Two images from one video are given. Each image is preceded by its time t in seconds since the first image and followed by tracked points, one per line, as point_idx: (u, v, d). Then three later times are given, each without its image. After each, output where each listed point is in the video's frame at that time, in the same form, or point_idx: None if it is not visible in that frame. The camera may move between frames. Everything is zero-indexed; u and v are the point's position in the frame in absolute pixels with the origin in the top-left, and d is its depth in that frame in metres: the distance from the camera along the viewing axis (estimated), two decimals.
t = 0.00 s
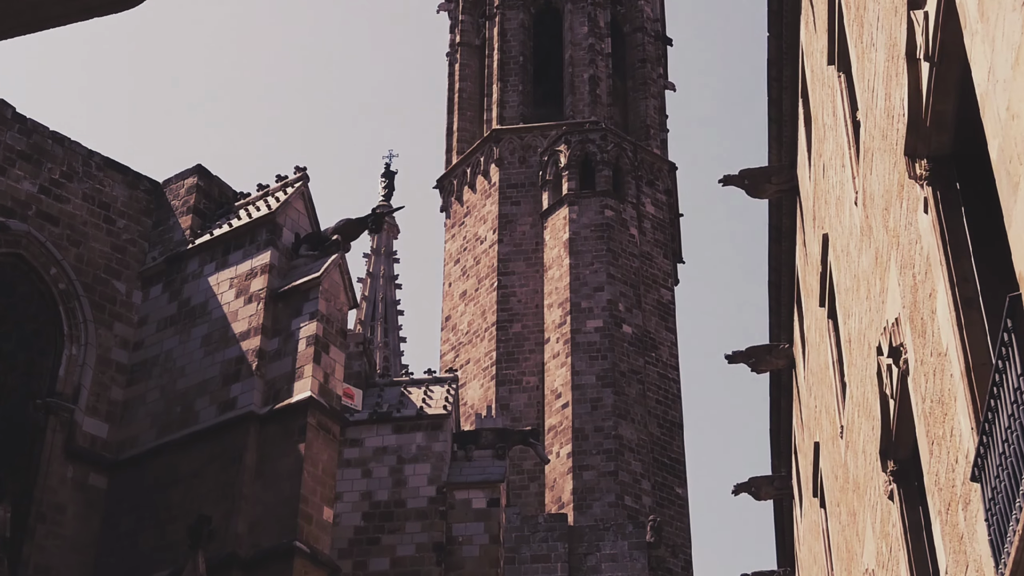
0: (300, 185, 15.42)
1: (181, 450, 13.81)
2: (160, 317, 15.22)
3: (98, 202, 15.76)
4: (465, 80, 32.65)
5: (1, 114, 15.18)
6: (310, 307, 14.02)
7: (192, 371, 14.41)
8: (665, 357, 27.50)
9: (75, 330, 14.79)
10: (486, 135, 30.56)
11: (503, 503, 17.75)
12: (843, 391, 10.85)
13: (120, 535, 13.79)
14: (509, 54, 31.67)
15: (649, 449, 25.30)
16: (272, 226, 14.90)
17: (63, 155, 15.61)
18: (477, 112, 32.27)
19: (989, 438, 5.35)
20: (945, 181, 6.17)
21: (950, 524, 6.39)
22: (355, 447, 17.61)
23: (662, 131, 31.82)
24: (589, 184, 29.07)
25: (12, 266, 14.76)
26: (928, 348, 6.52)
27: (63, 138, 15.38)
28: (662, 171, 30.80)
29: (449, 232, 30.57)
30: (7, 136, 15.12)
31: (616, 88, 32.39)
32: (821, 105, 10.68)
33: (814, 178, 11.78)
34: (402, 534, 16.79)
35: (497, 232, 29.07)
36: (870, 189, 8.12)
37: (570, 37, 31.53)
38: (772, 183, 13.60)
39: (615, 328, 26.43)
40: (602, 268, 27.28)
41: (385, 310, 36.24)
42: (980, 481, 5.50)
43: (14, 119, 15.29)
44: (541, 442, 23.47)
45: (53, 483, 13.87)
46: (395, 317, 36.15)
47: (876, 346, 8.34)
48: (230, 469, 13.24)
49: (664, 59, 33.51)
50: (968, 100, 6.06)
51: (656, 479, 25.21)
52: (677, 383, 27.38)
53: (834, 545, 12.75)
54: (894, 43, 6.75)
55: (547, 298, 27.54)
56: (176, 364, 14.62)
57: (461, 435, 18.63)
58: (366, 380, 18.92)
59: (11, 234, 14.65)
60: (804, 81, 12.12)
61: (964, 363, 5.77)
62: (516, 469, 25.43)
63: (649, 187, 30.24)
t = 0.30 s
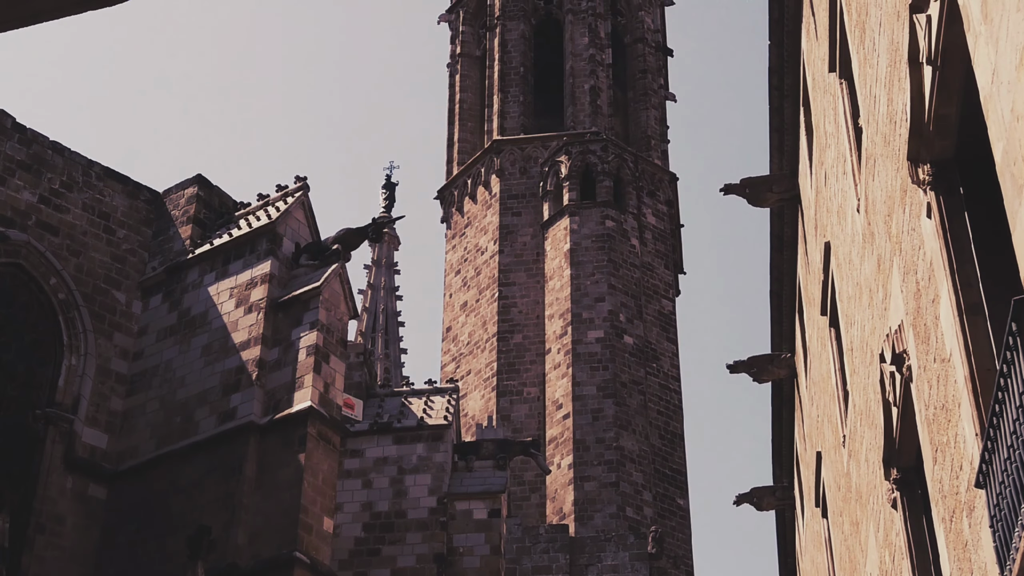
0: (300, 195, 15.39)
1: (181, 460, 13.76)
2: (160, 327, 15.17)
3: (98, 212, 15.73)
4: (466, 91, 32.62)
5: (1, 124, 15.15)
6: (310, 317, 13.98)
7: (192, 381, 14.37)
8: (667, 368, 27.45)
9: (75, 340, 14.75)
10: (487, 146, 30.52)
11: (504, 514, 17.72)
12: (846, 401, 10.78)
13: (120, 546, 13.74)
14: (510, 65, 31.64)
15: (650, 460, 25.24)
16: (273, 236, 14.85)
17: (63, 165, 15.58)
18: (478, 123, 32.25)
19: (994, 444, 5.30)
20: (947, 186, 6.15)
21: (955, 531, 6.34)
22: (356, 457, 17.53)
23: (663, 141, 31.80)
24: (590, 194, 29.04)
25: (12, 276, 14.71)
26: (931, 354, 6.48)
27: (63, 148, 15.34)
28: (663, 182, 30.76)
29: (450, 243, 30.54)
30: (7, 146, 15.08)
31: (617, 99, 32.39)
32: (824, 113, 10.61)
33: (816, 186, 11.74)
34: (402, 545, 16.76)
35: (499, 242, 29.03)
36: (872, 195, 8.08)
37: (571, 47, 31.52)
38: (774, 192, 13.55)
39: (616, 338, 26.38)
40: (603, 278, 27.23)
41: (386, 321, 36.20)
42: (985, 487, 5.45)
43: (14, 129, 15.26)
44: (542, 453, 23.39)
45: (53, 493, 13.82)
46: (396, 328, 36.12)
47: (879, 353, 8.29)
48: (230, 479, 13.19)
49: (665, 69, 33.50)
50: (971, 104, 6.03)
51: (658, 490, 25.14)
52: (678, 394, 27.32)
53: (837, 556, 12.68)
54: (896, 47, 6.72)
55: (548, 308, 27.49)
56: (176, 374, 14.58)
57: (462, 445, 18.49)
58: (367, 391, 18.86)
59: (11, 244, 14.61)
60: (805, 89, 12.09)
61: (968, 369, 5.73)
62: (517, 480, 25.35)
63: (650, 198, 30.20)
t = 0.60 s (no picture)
0: (301, 204, 15.36)
1: (182, 470, 13.71)
2: (160, 336, 15.14)
3: (98, 221, 15.68)
4: (467, 101, 32.63)
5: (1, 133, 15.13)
6: (310, 326, 13.95)
7: (193, 390, 14.32)
8: (668, 378, 27.41)
9: (75, 350, 14.70)
10: (488, 156, 30.49)
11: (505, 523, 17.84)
12: (849, 408, 10.76)
13: (120, 556, 13.68)
14: (511, 75, 31.63)
15: (652, 470, 25.17)
16: (273, 245, 14.82)
17: (63, 174, 15.54)
18: (479, 133, 32.25)
19: (999, 448, 5.25)
20: (951, 189, 6.11)
21: (959, 538, 6.29)
22: (357, 467, 17.45)
23: (664, 151, 31.78)
24: (591, 204, 29.00)
25: (12, 286, 14.66)
26: (935, 360, 6.43)
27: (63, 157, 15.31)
28: (664, 192, 30.74)
29: (452, 253, 30.53)
30: (7, 155, 15.06)
31: (618, 109, 32.38)
32: (826, 120, 10.59)
33: (818, 194, 11.71)
34: (403, 556, 16.67)
35: (500, 252, 29.00)
36: (875, 200, 8.05)
37: (572, 57, 31.53)
38: (776, 200, 13.54)
39: (617, 348, 26.33)
40: (604, 288, 27.17)
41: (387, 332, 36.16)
42: (990, 492, 5.41)
43: (14, 138, 15.23)
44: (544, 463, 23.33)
45: (53, 503, 13.76)
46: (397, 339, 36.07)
47: (882, 360, 8.25)
48: (231, 489, 13.14)
49: (666, 79, 33.49)
50: (974, 107, 5.99)
51: (660, 500, 25.06)
52: (680, 404, 27.27)
53: (840, 565, 12.63)
54: (898, 51, 6.69)
55: (549, 318, 27.44)
56: (176, 383, 14.54)
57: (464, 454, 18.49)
58: (367, 400, 18.74)
59: (11, 253, 14.59)
60: (807, 95, 12.07)
61: (973, 374, 5.69)
62: (518, 490, 25.30)
63: (651, 208, 30.15)
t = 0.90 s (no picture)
0: (302, 212, 15.33)
1: (182, 479, 13.67)
2: (161, 345, 15.10)
3: (98, 230, 15.66)
4: (469, 110, 32.63)
5: (2, 142, 15.11)
6: (311, 334, 13.91)
7: (194, 399, 14.29)
8: (670, 387, 27.36)
9: (76, 359, 14.67)
10: (490, 165, 30.46)
11: (507, 532, 17.80)
12: (852, 416, 10.72)
13: (120, 565, 13.63)
14: (513, 83, 31.62)
15: (654, 480, 25.10)
16: (274, 253, 14.79)
17: (64, 183, 15.53)
18: (480, 143, 32.24)
19: (1004, 453, 5.21)
20: (955, 193, 6.08)
21: (964, 544, 6.24)
22: (359, 476, 17.44)
23: (665, 160, 31.76)
24: (592, 213, 28.97)
25: (12, 295, 14.61)
26: (939, 364, 6.39)
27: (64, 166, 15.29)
28: (666, 201, 30.72)
29: (453, 262, 30.52)
30: (7, 164, 15.03)
31: (619, 118, 32.37)
32: (828, 125, 10.56)
33: (820, 200, 11.66)
34: (405, 565, 16.64)
35: (501, 261, 28.97)
36: (878, 206, 8.02)
37: (573, 66, 31.53)
38: (778, 208, 13.52)
39: (619, 357, 26.28)
40: (606, 297, 27.11)
41: (388, 342, 36.14)
42: (995, 497, 5.36)
43: (14, 147, 15.22)
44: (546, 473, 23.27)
45: (53, 513, 13.72)
46: (399, 349, 36.05)
47: (885, 367, 8.21)
48: (231, 498, 13.10)
49: (667, 88, 33.48)
50: (978, 110, 5.96)
51: (661, 510, 24.99)
52: (682, 413, 27.22)
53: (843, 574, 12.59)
54: (901, 56, 6.67)
55: (551, 327, 27.41)
56: (177, 392, 14.50)
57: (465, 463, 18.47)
58: (369, 409, 18.72)
59: (11, 261, 14.52)
60: (809, 102, 12.04)
61: (978, 377, 5.65)
62: (520, 500, 25.24)
63: (653, 217, 30.09)
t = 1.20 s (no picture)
0: (303, 221, 15.30)
1: (183, 488, 13.62)
2: (161, 354, 15.07)
3: (99, 239, 15.64)
4: (470, 119, 32.63)
5: (2, 151, 15.08)
6: (313, 342, 13.87)
7: (194, 408, 14.24)
8: (672, 397, 27.31)
9: (76, 368, 14.62)
10: (491, 175, 30.45)
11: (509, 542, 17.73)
12: (855, 423, 10.66)
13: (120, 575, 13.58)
14: (514, 93, 31.61)
15: (656, 489, 25.03)
16: (275, 261, 14.76)
17: (64, 192, 15.51)
18: (482, 152, 32.22)
19: (1009, 456, 5.16)
20: (958, 196, 6.04)
21: (969, 549, 6.20)
22: (360, 485, 17.40)
23: (667, 170, 31.74)
24: (593, 222, 28.94)
25: (12, 303, 14.58)
26: (943, 369, 6.35)
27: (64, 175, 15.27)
28: (667, 210, 30.70)
29: (454, 272, 30.52)
30: (8, 173, 15.00)
31: (620, 127, 32.36)
32: (830, 131, 10.54)
33: (822, 207, 11.62)
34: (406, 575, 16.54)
35: (502, 271, 28.92)
36: (881, 211, 7.98)
37: (575, 76, 31.52)
38: (779, 215, 13.48)
39: (620, 367, 26.23)
40: (607, 306, 27.06)
41: (389, 352, 36.11)
42: (1001, 502, 5.32)
43: (15, 156, 15.20)
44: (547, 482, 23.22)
45: (53, 522, 13.67)
46: (400, 359, 36.01)
47: (889, 373, 8.17)
48: (231, 507, 13.06)
49: (668, 98, 33.47)
50: (982, 112, 5.93)
51: (663, 520, 24.91)
52: (683, 423, 27.17)
53: None
54: (904, 59, 6.63)
55: (552, 337, 27.37)
56: (177, 401, 14.46)
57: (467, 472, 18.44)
58: (370, 419, 18.66)
59: (11, 270, 14.48)
60: (810, 108, 12.01)
61: (983, 382, 5.60)
62: (521, 510, 25.16)
63: (654, 226, 30.02)
